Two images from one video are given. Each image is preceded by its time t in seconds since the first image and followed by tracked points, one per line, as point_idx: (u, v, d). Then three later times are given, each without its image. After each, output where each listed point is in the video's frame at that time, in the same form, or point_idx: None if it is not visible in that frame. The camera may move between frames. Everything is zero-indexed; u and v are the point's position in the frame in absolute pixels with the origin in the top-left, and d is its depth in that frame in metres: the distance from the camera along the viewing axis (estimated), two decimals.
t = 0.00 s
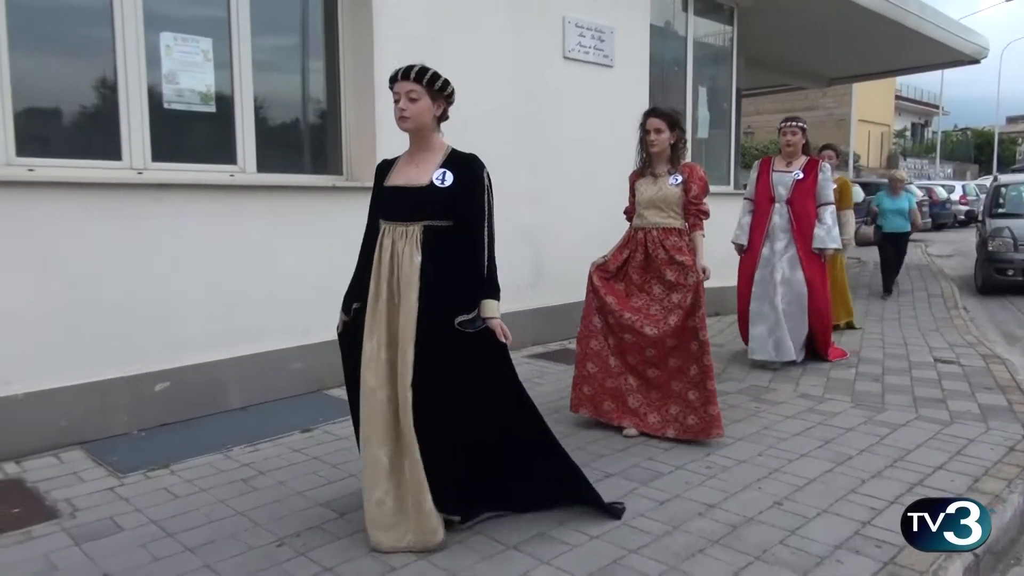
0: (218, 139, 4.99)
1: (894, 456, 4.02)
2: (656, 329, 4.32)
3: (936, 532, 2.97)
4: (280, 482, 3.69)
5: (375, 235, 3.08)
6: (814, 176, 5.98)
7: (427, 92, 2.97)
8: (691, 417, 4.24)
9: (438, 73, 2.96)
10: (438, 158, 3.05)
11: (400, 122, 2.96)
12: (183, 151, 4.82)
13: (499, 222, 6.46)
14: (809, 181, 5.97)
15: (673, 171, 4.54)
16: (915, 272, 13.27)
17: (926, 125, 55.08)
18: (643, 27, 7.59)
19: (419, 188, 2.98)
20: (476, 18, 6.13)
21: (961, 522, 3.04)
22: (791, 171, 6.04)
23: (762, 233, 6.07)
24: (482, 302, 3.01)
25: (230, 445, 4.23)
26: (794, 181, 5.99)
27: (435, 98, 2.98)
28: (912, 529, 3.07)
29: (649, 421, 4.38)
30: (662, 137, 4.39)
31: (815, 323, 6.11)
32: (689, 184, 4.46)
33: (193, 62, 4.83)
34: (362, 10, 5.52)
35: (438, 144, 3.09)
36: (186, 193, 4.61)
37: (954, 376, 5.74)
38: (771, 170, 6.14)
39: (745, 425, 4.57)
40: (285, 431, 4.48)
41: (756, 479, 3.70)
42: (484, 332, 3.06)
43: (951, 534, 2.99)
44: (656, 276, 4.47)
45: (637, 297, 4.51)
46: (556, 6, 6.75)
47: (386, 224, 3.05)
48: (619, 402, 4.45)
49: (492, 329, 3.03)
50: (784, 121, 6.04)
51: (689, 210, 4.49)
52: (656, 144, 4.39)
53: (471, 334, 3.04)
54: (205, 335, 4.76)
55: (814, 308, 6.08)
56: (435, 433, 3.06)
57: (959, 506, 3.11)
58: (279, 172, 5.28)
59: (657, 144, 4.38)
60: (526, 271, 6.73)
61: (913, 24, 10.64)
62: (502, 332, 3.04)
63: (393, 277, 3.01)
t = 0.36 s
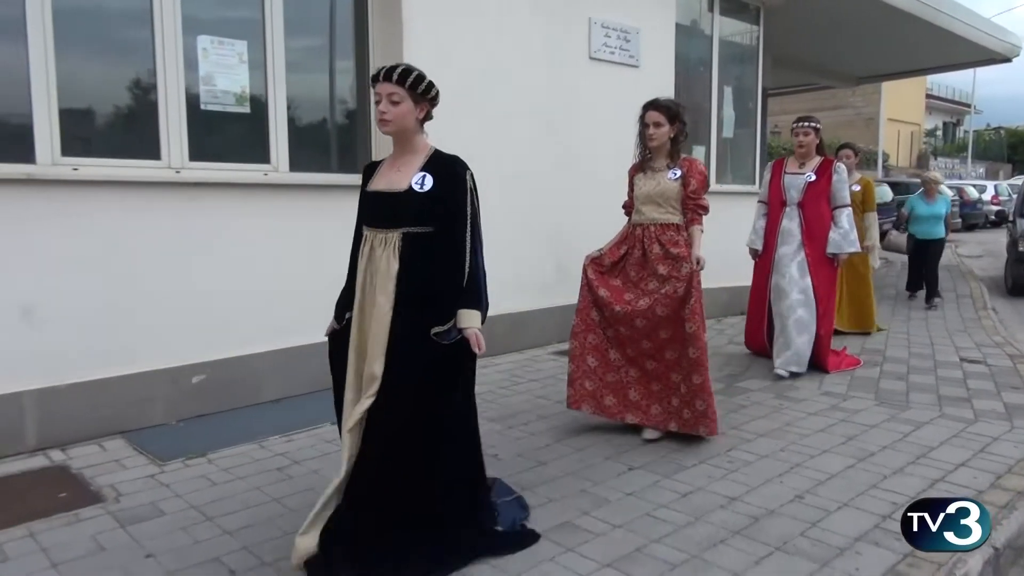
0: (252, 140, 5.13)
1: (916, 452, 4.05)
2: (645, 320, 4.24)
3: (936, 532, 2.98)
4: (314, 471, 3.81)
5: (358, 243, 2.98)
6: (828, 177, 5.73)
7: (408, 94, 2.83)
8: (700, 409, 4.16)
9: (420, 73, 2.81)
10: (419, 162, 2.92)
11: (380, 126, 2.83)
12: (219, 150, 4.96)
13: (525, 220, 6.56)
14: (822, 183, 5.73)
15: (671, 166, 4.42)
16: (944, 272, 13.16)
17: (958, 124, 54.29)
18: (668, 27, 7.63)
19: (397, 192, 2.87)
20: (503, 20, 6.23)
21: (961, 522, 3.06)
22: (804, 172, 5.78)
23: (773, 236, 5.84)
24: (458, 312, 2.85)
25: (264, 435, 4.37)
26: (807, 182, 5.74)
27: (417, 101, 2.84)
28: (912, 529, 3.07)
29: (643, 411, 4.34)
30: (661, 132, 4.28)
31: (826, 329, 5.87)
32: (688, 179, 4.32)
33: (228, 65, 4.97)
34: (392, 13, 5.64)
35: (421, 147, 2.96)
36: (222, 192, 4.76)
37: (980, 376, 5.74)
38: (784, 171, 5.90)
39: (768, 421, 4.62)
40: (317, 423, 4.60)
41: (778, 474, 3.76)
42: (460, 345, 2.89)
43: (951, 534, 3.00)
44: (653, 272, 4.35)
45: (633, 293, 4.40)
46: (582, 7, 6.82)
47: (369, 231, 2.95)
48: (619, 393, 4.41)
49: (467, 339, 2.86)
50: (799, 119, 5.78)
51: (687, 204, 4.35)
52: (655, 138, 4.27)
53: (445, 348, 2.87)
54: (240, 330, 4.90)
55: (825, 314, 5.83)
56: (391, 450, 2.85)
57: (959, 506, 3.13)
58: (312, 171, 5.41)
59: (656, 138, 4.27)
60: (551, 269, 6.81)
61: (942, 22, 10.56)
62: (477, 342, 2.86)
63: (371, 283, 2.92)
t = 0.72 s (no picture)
0: (286, 134, 5.24)
1: (944, 446, 4.05)
2: (639, 337, 3.94)
3: (936, 532, 2.93)
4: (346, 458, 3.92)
5: (324, 233, 2.78)
6: (846, 168, 5.51)
7: (383, 74, 2.60)
8: (675, 432, 3.83)
9: (395, 55, 2.59)
10: (390, 152, 2.68)
11: (352, 109, 2.62)
12: (256, 146, 5.08)
13: (553, 214, 6.62)
14: (840, 172, 5.51)
15: (671, 167, 4.13)
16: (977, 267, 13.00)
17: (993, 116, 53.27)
18: (697, 21, 7.62)
19: (363, 180, 2.64)
20: (531, 15, 6.27)
21: (961, 522, 3.01)
22: (820, 162, 5.58)
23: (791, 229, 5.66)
24: (421, 314, 2.58)
25: (298, 423, 4.48)
26: (824, 172, 5.55)
27: (391, 83, 2.61)
28: (912, 529, 3.02)
29: (618, 430, 4.05)
30: (662, 131, 4.01)
31: (842, 325, 5.69)
32: (687, 180, 4.01)
33: (263, 62, 5.08)
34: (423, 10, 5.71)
35: (395, 135, 2.72)
36: (257, 186, 4.87)
37: (1011, 371, 5.70)
38: (801, 161, 5.71)
39: (795, 414, 4.64)
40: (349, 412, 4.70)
41: (804, 465, 3.79)
42: (422, 347, 2.63)
43: (951, 534, 2.96)
44: (649, 281, 4.05)
45: (630, 305, 4.10)
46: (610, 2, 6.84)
47: (333, 220, 2.73)
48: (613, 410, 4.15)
49: (429, 345, 2.59)
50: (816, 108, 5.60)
51: (685, 209, 4.04)
52: (655, 137, 4.01)
53: (405, 351, 2.62)
54: (274, 321, 5.03)
55: (842, 311, 5.68)
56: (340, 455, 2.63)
57: (959, 506, 3.08)
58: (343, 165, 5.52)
59: (655, 137, 4.01)
60: (579, 262, 6.87)
61: (976, 14, 10.40)
62: (439, 346, 2.59)
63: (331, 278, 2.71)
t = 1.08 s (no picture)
0: (319, 130, 5.31)
1: (978, 445, 4.01)
2: (635, 332, 3.87)
3: (936, 532, 3.02)
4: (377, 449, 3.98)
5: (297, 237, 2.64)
6: (863, 165, 5.35)
7: (350, 66, 2.43)
8: (663, 429, 3.73)
9: (362, 44, 2.43)
10: (365, 147, 2.53)
11: (319, 107, 2.46)
12: (289, 141, 5.16)
13: (582, 209, 6.63)
14: (855, 170, 5.36)
15: (671, 155, 3.99)
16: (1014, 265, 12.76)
17: None
18: (728, 15, 7.58)
19: (337, 181, 2.49)
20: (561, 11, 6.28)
21: (960, 522, 3.10)
22: (838, 159, 5.43)
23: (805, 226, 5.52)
24: (408, 323, 2.45)
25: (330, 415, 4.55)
26: (839, 170, 5.39)
27: (359, 75, 2.45)
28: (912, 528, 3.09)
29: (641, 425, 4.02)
30: (661, 116, 3.86)
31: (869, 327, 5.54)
32: (686, 169, 3.86)
33: (297, 58, 5.15)
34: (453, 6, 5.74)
35: (369, 131, 2.56)
36: (291, 180, 4.95)
37: None
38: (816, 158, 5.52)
39: (825, 411, 4.62)
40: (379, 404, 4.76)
41: (835, 462, 3.78)
42: (411, 359, 2.51)
43: (951, 533, 3.04)
44: (644, 275, 3.95)
45: (624, 298, 4.02)
46: None
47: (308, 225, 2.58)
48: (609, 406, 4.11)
49: (422, 353, 2.48)
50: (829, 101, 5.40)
51: (684, 199, 3.90)
52: (655, 123, 3.87)
53: (396, 360, 2.50)
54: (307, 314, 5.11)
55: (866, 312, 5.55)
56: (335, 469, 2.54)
57: (959, 507, 3.19)
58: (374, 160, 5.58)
59: (655, 123, 3.87)
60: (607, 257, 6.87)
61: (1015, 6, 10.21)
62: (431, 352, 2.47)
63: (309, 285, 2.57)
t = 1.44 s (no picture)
0: (350, 127, 5.36)
1: (1013, 446, 3.97)
2: (641, 345, 3.57)
3: (936, 532, 3.04)
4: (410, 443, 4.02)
5: (246, 242, 2.40)
6: (868, 160, 5.12)
7: (312, 59, 2.25)
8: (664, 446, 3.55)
9: (325, 37, 2.25)
10: (322, 147, 2.33)
11: (273, 101, 2.26)
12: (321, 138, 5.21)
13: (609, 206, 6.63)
14: (861, 166, 5.13)
15: (674, 161, 3.72)
16: None
17: None
18: (757, 11, 7.53)
19: (292, 182, 2.28)
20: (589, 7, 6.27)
21: (960, 522, 3.12)
22: (841, 155, 5.19)
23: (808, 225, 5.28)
24: (368, 336, 2.23)
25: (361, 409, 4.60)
26: (844, 166, 5.16)
27: (319, 69, 2.26)
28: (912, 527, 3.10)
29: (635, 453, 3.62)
30: (662, 120, 3.61)
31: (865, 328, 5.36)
32: (690, 175, 3.61)
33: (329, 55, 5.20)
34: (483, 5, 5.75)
35: (328, 129, 2.37)
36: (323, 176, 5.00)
37: None
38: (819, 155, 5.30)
39: (857, 410, 4.59)
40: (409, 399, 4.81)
41: (870, 462, 3.76)
42: (371, 374, 2.28)
43: (951, 533, 3.06)
44: (649, 288, 3.67)
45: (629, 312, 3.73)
46: None
47: (258, 228, 2.35)
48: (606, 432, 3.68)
49: (385, 368, 2.27)
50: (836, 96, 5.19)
51: (690, 207, 3.64)
52: (656, 127, 3.61)
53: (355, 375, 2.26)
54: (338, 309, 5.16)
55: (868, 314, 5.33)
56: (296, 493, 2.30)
57: (959, 508, 3.22)
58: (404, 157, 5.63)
59: (655, 128, 3.61)
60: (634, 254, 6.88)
61: None
62: (395, 369, 2.27)
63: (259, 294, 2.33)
